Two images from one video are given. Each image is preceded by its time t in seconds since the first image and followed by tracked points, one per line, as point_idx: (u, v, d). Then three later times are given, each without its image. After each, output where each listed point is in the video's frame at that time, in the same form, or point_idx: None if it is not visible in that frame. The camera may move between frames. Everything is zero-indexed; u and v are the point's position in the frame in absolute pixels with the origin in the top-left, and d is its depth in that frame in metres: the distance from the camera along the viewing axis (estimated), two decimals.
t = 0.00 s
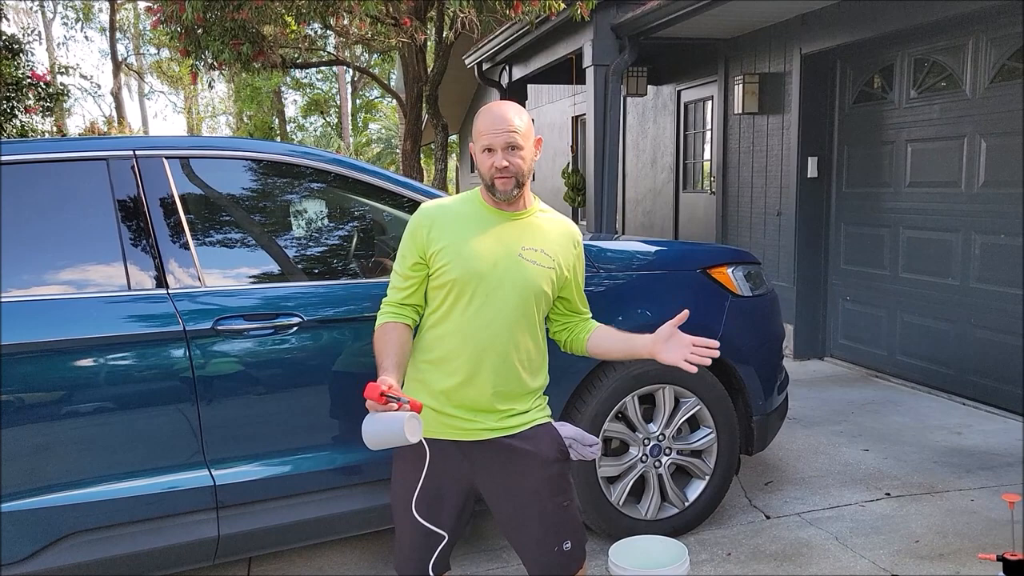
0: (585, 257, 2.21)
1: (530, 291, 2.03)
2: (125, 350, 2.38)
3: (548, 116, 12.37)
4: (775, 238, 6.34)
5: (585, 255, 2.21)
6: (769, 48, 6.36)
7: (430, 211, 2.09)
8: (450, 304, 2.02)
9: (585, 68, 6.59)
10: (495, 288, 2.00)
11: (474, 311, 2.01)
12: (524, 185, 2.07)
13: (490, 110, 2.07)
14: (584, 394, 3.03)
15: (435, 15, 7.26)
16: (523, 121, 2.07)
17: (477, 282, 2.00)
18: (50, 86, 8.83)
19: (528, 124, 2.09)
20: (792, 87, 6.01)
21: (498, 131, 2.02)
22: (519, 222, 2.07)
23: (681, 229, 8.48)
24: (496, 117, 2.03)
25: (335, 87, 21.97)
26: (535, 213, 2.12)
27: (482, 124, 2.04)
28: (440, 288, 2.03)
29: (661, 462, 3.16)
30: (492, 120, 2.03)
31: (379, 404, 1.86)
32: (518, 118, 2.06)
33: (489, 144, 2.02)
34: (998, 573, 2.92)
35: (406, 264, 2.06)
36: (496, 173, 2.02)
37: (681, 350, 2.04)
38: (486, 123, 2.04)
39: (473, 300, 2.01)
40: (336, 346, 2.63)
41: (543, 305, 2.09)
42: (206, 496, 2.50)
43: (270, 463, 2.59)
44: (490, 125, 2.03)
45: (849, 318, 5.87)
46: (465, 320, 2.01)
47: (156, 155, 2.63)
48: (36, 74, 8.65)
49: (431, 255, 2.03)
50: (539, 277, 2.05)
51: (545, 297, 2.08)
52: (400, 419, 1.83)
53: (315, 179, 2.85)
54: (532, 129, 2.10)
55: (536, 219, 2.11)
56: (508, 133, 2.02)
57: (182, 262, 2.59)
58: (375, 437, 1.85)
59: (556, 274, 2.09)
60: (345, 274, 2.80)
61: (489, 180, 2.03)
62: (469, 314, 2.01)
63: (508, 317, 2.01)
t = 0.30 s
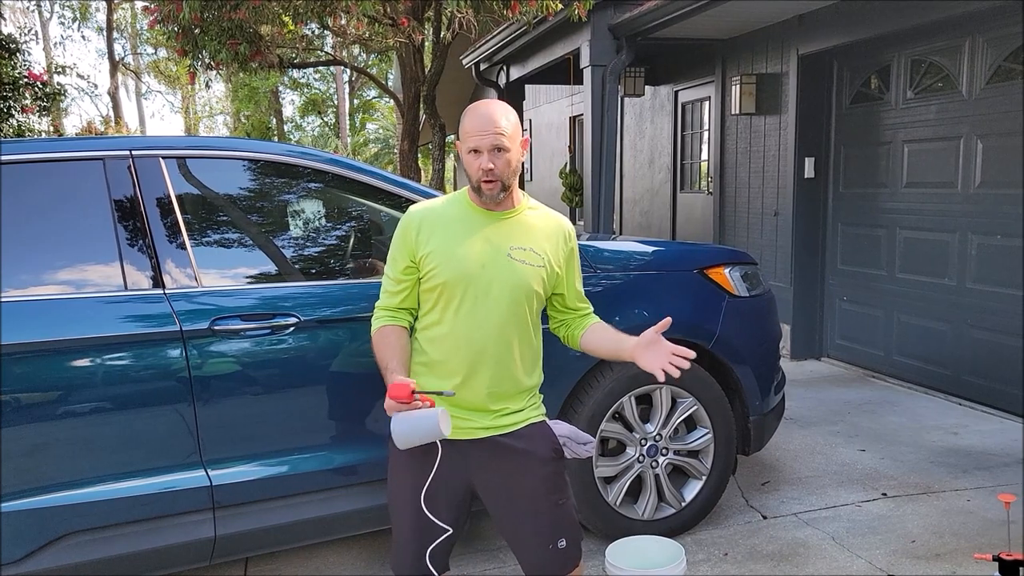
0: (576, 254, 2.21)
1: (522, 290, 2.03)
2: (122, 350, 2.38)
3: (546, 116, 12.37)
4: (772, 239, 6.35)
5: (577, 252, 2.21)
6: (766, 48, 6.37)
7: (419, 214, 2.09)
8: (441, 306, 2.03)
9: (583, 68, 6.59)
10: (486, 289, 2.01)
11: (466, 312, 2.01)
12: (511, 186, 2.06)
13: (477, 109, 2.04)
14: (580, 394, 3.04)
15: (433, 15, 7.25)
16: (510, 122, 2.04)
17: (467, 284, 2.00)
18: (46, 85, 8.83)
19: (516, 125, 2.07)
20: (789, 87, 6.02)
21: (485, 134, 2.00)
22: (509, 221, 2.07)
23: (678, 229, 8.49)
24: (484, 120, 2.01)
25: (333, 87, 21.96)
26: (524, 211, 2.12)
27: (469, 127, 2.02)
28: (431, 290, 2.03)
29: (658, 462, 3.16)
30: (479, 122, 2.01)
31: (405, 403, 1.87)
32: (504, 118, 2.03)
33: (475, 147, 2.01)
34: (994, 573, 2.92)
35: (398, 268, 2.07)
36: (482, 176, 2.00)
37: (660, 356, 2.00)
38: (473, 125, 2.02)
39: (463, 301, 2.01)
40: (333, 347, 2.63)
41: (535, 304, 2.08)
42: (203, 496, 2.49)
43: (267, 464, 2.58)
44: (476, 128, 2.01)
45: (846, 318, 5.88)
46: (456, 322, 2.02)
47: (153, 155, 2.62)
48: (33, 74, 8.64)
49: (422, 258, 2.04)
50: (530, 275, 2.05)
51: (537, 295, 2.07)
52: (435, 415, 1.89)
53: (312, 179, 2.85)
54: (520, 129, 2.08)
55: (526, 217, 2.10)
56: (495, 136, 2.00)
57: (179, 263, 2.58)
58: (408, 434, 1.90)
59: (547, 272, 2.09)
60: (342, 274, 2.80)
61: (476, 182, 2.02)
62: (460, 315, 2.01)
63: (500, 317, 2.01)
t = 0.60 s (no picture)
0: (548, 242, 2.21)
1: (501, 286, 2.03)
2: (119, 350, 2.37)
3: (543, 116, 12.38)
4: (770, 239, 6.36)
5: (547, 241, 2.21)
6: (763, 49, 6.37)
7: (386, 219, 2.03)
8: (422, 310, 2.01)
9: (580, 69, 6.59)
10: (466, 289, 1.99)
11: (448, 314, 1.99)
12: (483, 194, 2.03)
13: (453, 124, 1.92)
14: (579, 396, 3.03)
15: (431, 15, 7.25)
16: (482, 135, 1.94)
17: (447, 286, 1.98)
18: (44, 85, 8.83)
19: (487, 133, 1.96)
20: (787, 87, 6.02)
21: (458, 157, 1.91)
22: (481, 218, 2.05)
23: (676, 229, 8.49)
24: (455, 139, 1.90)
25: (330, 87, 21.95)
26: (494, 207, 2.10)
27: (441, 146, 1.92)
28: (410, 295, 2.00)
29: (655, 463, 3.16)
30: (450, 141, 1.91)
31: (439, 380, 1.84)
32: (482, 137, 1.93)
33: (448, 168, 1.93)
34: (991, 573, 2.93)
35: (371, 276, 2.01)
36: (456, 196, 1.97)
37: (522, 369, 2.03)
38: (445, 145, 1.91)
39: (442, 303, 1.99)
40: (330, 347, 2.63)
41: (513, 298, 2.08)
42: (201, 496, 2.49)
43: (265, 464, 2.58)
44: (448, 149, 1.91)
45: (843, 319, 5.89)
46: (437, 324, 2.00)
47: (150, 155, 2.62)
48: (30, 74, 8.64)
49: (396, 264, 1.99)
50: (509, 270, 2.05)
51: (515, 289, 2.08)
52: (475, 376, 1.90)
53: (311, 179, 2.84)
54: (491, 136, 1.97)
55: (496, 211, 2.09)
56: (468, 159, 1.91)
57: (176, 263, 2.58)
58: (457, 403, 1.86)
59: (523, 265, 2.09)
60: (340, 275, 2.79)
61: (449, 198, 1.99)
62: (443, 317, 2.00)
63: (482, 315, 2.01)
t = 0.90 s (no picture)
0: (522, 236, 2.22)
1: (483, 283, 2.03)
2: (117, 350, 2.37)
3: (542, 117, 12.39)
4: (768, 239, 6.36)
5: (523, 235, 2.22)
6: (761, 49, 6.38)
7: (360, 223, 2.00)
8: (405, 313, 1.98)
9: (579, 69, 6.60)
10: (449, 288, 1.98)
11: (432, 315, 1.98)
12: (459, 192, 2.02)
13: (426, 122, 1.92)
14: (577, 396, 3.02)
15: (429, 15, 7.25)
16: (456, 132, 1.94)
17: (429, 286, 1.97)
18: (42, 85, 8.83)
19: (460, 132, 1.97)
20: (785, 87, 6.03)
21: (434, 154, 1.91)
22: (458, 215, 2.05)
23: (674, 230, 8.50)
24: (430, 137, 1.90)
25: (328, 88, 21.97)
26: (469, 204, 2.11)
27: (417, 145, 1.91)
28: (391, 298, 1.98)
29: (654, 463, 3.16)
30: (425, 140, 1.90)
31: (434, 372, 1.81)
32: (456, 134, 1.93)
33: (425, 167, 1.92)
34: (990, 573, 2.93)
35: (350, 282, 1.97)
36: (434, 194, 1.96)
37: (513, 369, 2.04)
38: (420, 143, 1.90)
39: (426, 304, 1.97)
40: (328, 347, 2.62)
41: (494, 294, 2.08)
42: (199, 497, 2.49)
43: (263, 464, 2.58)
44: (424, 147, 1.90)
45: (842, 319, 5.89)
46: (421, 325, 1.98)
47: (148, 155, 2.62)
48: (29, 74, 8.64)
49: (376, 268, 1.96)
50: (490, 266, 2.05)
51: (497, 285, 2.08)
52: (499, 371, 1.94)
53: (309, 179, 2.84)
54: (464, 133, 1.97)
55: (471, 208, 2.09)
56: (445, 156, 1.91)
57: (174, 263, 2.58)
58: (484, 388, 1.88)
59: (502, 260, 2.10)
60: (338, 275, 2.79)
61: (427, 198, 1.97)
62: (427, 319, 1.98)
63: (466, 313, 2.00)
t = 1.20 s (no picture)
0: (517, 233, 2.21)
1: (479, 281, 2.02)
2: (116, 351, 2.36)
3: (541, 117, 12.38)
4: (767, 239, 6.36)
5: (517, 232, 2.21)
6: (760, 49, 6.37)
7: (352, 224, 1.99)
8: (399, 313, 1.97)
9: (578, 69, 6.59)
10: (444, 287, 1.97)
11: (427, 315, 1.97)
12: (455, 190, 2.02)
13: (421, 120, 1.92)
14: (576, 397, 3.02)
15: (428, 15, 7.24)
16: (452, 129, 1.94)
17: (424, 286, 1.96)
18: (39, 86, 8.82)
19: (456, 129, 1.97)
20: (784, 88, 6.02)
21: (432, 150, 1.90)
22: (452, 213, 2.04)
23: (673, 230, 8.49)
24: (428, 133, 1.90)
25: (326, 89, 21.95)
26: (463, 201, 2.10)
27: (415, 141, 1.90)
28: (386, 298, 1.96)
29: (653, 463, 3.16)
30: (423, 136, 1.90)
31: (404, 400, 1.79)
32: (452, 131, 1.94)
33: (423, 163, 1.91)
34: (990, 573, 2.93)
35: (343, 284, 1.96)
36: (432, 190, 1.94)
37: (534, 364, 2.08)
38: (418, 139, 1.90)
39: (420, 304, 1.96)
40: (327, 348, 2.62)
41: (489, 292, 2.07)
42: (197, 498, 2.48)
43: (261, 465, 2.57)
44: (423, 143, 1.90)
45: (841, 319, 5.89)
46: (416, 326, 1.97)
47: (147, 155, 2.61)
48: (26, 75, 8.62)
49: (370, 268, 1.95)
50: (485, 264, 2.04)
51: (493, 283, 2.07)
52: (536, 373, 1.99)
53: (308, 179, 2.84)
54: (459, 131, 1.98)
55: (466, 206, 2.08)
56: (443, 151, 1.91)
57: (173, 263, 2.57)
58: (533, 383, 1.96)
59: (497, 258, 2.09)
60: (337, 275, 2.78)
61: (425, 194, 1.95)
62: (422, 319, 1.97)
63: (462, 312, 2.00)
